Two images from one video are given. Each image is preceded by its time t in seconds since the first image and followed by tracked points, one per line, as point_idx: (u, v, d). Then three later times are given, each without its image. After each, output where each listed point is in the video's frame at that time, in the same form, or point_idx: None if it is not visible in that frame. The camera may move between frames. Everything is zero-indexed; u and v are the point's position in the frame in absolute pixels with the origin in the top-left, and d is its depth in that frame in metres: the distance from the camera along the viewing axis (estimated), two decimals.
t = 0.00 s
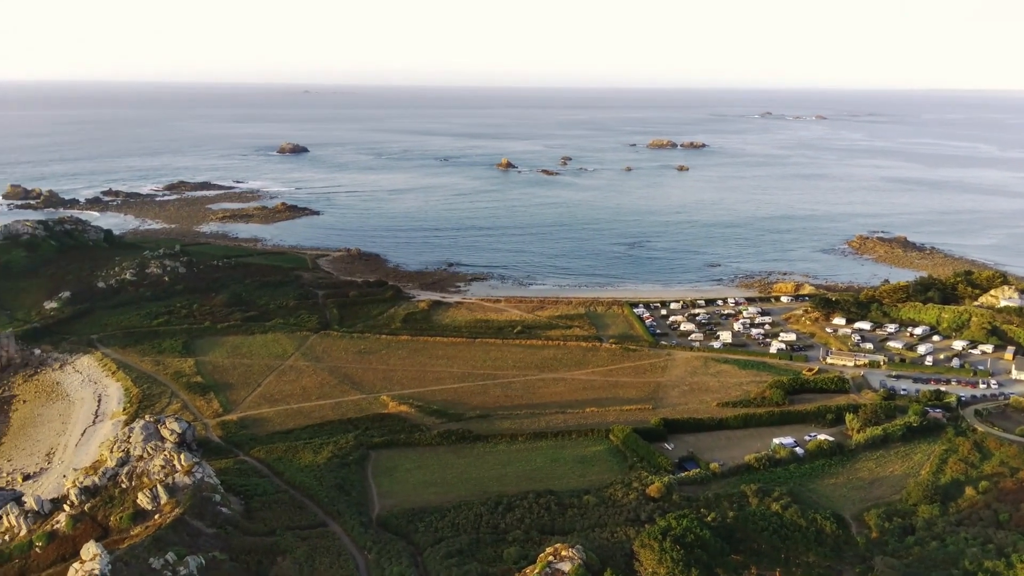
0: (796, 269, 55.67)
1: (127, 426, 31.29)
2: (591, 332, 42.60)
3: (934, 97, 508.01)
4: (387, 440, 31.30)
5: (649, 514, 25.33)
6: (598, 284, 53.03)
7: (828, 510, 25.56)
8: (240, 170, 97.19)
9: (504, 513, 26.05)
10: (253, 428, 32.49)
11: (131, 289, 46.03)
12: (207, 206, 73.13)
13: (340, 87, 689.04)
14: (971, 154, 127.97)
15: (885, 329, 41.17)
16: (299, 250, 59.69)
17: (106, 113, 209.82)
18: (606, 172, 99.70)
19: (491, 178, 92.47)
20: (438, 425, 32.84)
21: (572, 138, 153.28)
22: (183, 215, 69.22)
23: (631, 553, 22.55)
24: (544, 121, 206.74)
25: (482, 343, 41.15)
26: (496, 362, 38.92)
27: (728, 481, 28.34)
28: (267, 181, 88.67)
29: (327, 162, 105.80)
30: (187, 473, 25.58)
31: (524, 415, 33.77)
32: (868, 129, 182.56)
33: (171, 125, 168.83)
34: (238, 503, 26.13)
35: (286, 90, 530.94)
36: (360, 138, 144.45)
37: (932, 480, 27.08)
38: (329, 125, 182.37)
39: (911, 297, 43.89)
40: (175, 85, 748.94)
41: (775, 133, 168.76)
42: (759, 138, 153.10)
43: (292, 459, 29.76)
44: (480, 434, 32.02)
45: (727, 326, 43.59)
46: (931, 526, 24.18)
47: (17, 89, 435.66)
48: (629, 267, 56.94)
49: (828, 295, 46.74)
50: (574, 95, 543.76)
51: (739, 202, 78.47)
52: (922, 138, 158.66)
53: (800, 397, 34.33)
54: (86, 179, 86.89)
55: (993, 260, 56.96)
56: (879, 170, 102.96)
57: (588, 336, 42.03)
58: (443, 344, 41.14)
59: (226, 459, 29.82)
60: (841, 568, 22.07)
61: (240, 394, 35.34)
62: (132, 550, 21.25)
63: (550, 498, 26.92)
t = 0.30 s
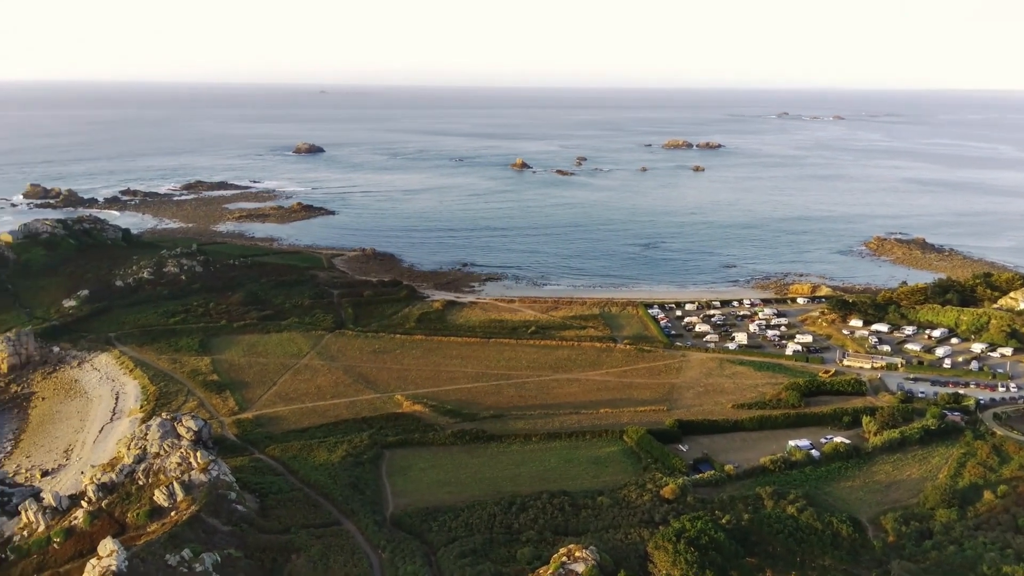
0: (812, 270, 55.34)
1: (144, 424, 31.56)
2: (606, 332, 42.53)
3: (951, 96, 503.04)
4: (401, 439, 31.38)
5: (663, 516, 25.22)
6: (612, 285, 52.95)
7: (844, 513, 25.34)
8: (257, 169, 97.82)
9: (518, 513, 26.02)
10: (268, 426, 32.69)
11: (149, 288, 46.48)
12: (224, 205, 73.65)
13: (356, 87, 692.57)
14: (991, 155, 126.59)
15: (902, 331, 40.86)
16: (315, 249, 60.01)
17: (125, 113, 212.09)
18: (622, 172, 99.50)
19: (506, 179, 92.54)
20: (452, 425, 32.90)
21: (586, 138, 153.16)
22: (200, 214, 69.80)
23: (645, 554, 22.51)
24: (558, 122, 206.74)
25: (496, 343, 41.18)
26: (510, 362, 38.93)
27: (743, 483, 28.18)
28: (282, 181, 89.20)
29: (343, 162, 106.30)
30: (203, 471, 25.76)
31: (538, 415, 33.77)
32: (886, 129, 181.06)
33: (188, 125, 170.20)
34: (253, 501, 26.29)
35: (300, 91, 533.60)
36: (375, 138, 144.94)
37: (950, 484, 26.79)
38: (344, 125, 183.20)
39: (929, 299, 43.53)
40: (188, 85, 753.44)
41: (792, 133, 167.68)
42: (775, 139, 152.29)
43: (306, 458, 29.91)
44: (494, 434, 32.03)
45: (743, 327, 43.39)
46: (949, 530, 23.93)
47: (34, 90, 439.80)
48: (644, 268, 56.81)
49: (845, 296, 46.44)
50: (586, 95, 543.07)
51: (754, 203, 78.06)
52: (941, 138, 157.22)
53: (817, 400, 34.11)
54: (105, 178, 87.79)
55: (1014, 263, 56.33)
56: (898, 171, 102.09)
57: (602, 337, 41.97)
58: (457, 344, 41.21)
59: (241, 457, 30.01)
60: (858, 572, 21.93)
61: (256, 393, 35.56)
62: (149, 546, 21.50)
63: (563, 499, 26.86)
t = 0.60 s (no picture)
0: (830, 272, 54.96)
1: (161, 421, 31.83)
2: (620, 333, 42.45)
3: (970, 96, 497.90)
4: (415, 439, 31.46)
5: (677, 518, 25.11)
6: (627, 286, 52.86)
7: (861, 516, 25.13)
8: (274, 169, 98.48)
9: (532, 514, 25.99)
10: (284, 424, 32.89)
11: (167, 286, 46.91)
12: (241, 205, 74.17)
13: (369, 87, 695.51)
14: (1012, 155, 125.22)
15: (921, 334, 40.52)
16: (331, 249, 60.32)
17: (143, 113, 214.35)
18: (637, 172, 99.30)
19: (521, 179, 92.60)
20: (466, 425, 32.96)
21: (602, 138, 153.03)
22: (217, 213, 70.34)
23: (659, 556, 22.44)
24: (572, 122, 206.54)
25: (511, 343, 41.20)
26: (525, 362, 38.96)
27: (758, 485, 28.02)
28: (298, 180, 89.73)
29: (359, 162, 106.79)
30: (219, 469, 25.92)
31: (552, 416, 33.77)
32: (904, 130, 179.67)
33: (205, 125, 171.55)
34: (269, 499, 26.45)
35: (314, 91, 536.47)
36: (390, 138, 145.51)
37: (969, 488, 26.48)
38: (359, 125, 184.02)
39: (948, 301, 43.13)
40: (204, 86, 759.69)
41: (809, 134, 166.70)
42: (792, 139, 151.48)
43: (321, 456, 30.06)
44: (508, 434, 32.06)
45: (759, 329, 43.18)
46: (967, 535, 23.66)
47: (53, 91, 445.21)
48: (659, 269, 56.65)
49: (862, 298, 46.10)
50: (603, 93, 543.16)
51: (771, 203, 77.65)
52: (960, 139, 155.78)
53: (833, 402, 33.88)
54: (124, 178, 88.67)
55: None
56: (917, 172, 101.20)
57: (617, 337, 41.89)
58: (472, 344, 41.28)
59: (257, 455, 30.19)
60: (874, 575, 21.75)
61: (272, 391, 35.79)
62: (165, 543, 21.65)
63: (577, 499, 26.81)
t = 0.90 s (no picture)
0: (847, 274, 54.58)
1: (178, 419, 32.09)
2: (635, 334, 42.39)
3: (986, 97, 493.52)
4: (429, 438, 31.54)
5: (691, 519, 25.00)
6: (640, 287, 52.77)
7: (877, 520, 24.91)
8: (289, 169, 99.12)
9: (545, 514, 25.96)
10: (299, 423, 33.08)
11: (183, 285, 47.29)
12: (257, 204, 74.69)
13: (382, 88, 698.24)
14: None
15: (939, 336, 40.19)
16: (346, 249, 60.64)
17: (160, 113, 216.28)
18: (652, 173, 99.12)
19: (535, 179, 92.63)
20: (479, 425, 33.03)
21: (616, 138, 152.84)
22: (234, 213, 70.85)
23: (672, 558, 22.38)
24: (586, 122, 206.24)
25: (524, 343, 41.24)
26: (538, 363, 38.98)
27: (773, 488, 27.86)
28: (314, 181, 90.24)
29: (374, 162, 107.20)
30: (235, 467, 26.07)
31: (566, 416, 33.76)
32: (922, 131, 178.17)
33: (221, 125, 172.81)
34: (283, 497, 26.60)
35: (327, 91, 539.21)
36: (405, 138, 146.01)
37: (986, 492, 26.18)
38: (374, 125, 184.71)
39: (967, 303, 42.75)
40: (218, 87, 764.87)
41: (825, 134, 165.67)
42: (808, 140, 150.65)
43: (336, 455, 30.21)
44: (521, 434, 32.11)
45: (774, 330, 43.00)
46: (985, 539, 23.39)
47: (70, 91, 449.73)
48: (673, 270, 56.47)
49: (879, 300, 45.80)
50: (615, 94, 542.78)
51: (787, 205, 77.28)
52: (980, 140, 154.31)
53: (850, 405, 33.67)
54: (142, 177, 89.54)
55: None
56: (935, 173, 100.32)
57: (631, 338, 41.84)
58: (485, 344, 41.35)
59: (272, 453, 30.37)
60: None
61: (287, 390, 36.00)
62: (181, 540, 21.76)
63: (591, 500, 26.75)
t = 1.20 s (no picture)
0: (862, 275, 54.20)
1: (192, 417, 32.31)
2: (648, 335, 42.30)
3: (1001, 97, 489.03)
4: (441, 438, 31.60)
5: (704, 521, 24.93)
6: (653, 287, 52.66)
7: (892, 523, 24.74)
8: (304, 169, 99.57)
9: (557, 515, 25.95)
10: (312, 422, 33.23)
11: (198, 285, 47.63)
12: (272, 204, 75.10)
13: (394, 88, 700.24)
14: None
15: (955, 338, 39.86)
16: (360, 248, 60.87)
17: (176, 113, 217.94)
18: (666, 173, 98.83)
19: (548, 179, 92.58)
20: (491, 425, 33.06)
21: (630, 138, 152.53)
22: (248, 213, 71.27)
23: (685, 560, 22.34)
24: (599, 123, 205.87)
25: (536, 343, 41.25)
26: (551, 363, 38.97)
27: (787, 490, 27.71)
28: (328, 180, 90.62)
29: (387, 163, 107.48)
30: (249, 465, 26.22)
31: (579, 417, 33.75)
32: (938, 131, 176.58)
33: (235, 125, 173.91)
34: (297, 495, 26.73)
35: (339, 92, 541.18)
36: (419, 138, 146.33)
37: (1003, 495, 25.91)
38: (387, 125, 185.20)
39: (984, 305, 42.35)
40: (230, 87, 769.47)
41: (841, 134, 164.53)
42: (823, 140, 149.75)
43: (349, 454, 30.33)
44: (533, 434, 32.10)
45: (789, 331, 42.80)
46: (1001, 543, 23.14)
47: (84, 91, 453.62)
48: (687, 271, 56.30)
49: (895, 301, 45.49)
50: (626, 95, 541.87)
51: (801, 205, 76.88)
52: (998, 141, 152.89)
53: (865, 407, 33.46)
54: (158, 177, 90.25)
55: None
56: (953, 174, 99.41)
57: (644, 339, 41.76)
58: (498, 343, 41.39)
59: (285, 452, 30.52)
60: None
61: (300, 389, 36.18)
62: (195, 537, 21.92)
63: (603, 501, 26.69)
